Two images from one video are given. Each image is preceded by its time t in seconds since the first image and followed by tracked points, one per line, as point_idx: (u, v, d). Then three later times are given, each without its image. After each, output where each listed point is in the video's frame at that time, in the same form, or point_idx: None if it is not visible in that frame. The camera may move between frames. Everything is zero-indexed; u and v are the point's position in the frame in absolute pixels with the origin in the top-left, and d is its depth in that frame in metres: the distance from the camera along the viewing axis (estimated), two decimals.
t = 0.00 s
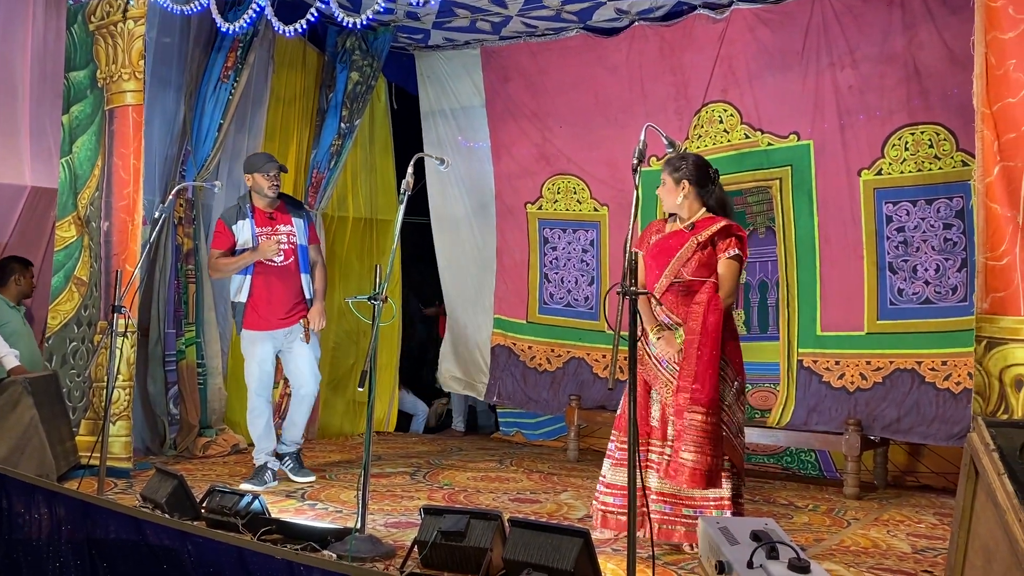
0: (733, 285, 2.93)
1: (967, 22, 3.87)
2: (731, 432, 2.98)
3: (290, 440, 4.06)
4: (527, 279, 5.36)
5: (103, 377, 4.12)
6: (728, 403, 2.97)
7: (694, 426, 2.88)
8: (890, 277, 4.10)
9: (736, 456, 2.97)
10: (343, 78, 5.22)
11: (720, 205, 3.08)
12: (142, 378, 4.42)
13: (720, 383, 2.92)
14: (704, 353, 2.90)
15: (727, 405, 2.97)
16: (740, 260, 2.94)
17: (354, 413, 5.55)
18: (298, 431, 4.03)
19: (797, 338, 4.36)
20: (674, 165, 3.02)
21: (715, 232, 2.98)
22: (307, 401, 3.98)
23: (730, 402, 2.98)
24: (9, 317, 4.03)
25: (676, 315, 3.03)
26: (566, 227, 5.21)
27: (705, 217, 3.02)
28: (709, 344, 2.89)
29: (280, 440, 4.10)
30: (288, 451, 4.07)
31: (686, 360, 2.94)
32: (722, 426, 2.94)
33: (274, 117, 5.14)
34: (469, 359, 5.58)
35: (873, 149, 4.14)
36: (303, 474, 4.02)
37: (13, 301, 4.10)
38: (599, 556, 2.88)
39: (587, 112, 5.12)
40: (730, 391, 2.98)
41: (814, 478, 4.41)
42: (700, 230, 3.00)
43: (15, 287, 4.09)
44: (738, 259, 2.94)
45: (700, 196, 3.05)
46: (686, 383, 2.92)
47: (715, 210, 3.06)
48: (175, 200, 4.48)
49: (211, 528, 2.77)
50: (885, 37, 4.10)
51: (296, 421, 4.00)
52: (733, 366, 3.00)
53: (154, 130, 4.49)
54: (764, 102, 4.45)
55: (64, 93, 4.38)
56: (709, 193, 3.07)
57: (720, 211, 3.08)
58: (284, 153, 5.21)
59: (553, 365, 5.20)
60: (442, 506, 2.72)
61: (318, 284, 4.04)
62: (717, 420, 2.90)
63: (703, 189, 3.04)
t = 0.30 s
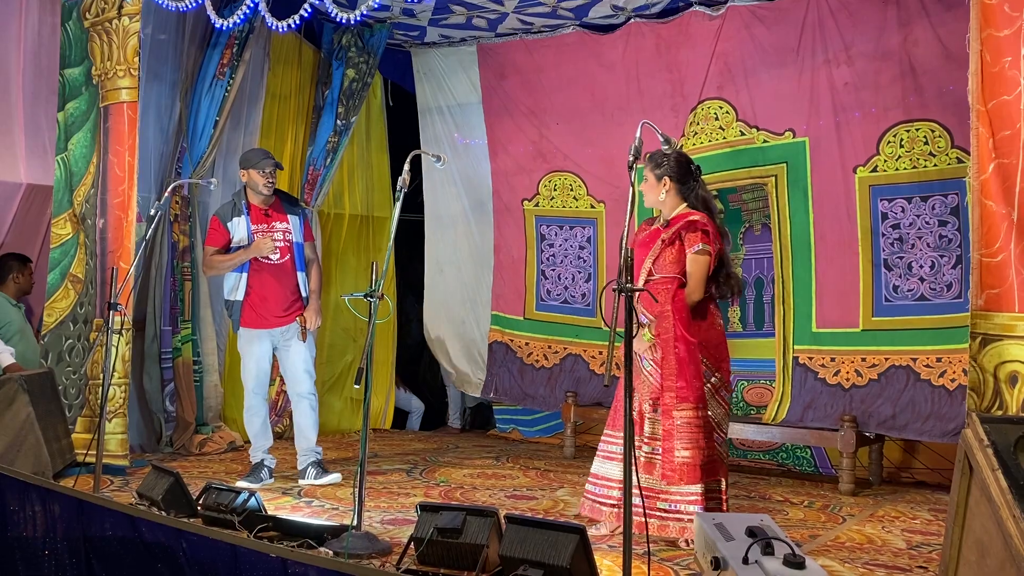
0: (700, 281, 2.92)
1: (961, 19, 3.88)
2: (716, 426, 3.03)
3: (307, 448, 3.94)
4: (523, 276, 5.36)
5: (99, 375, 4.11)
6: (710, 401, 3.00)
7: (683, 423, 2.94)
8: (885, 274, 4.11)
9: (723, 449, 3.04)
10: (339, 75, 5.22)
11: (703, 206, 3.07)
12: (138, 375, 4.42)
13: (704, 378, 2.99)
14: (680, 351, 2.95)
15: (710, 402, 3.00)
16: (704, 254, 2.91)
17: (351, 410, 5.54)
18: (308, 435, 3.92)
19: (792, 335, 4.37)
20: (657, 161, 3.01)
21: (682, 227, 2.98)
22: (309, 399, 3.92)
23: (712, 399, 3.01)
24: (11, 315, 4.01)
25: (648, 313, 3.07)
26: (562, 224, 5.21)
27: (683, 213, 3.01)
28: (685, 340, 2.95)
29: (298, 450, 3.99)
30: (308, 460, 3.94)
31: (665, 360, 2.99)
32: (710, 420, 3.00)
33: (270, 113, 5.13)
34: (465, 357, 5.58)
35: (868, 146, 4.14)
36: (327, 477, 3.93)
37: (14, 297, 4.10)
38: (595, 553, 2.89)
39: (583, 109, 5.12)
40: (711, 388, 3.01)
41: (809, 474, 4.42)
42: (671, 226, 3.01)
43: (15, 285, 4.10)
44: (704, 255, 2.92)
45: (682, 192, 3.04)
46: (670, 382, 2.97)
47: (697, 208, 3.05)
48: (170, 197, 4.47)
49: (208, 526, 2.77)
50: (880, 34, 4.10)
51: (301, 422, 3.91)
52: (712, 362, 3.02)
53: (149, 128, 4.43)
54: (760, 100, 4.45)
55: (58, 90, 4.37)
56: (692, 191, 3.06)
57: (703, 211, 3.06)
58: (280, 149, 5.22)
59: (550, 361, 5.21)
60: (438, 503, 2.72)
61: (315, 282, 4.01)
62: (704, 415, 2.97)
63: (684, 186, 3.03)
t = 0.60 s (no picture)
0: (681, 277, 2.93)
1: (957, 16, 3.88)
2: (697, 423, 3.03)
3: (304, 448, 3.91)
4: (521, 273, 5.37)
5: (95, 372, 4.10)
6: (687, 398, 3.01)
7: (640, 418, 2.97)
8: (881, 271, 4.12)
9: (697, 448, 3.04)
10: (335, 72, 5.21)
11: (692, 202, 3.09)
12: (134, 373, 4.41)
13: (667, 377, 2.99)
14: (643, 346, 2.99)
15: (688, 397, 3.01)
16: (685, 250, 2.92)
17: (349, 407, 5.55)
18: (305, 434, 3.89)
19: (788, 332, 4.38)
20: (645, 159, 3.03)
21: (666, 223, 2.99)
22: (305, 398, 3.90)
23: (687, 396, 3.01)
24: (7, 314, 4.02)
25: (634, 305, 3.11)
26: (559, 221, 5.22)
27: (672, 208, 3.03)
28: (650, 336, 2.96)
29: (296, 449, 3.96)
30: (304, 459, 3.91)
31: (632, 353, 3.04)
32: (671, 418, 3.00)
33: (266, 111, 5.13)
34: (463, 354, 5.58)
35: (864, 142, 4.15)
36: (322, 477, 3.88)
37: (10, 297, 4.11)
38: (591, 549, 2.89)
39: (579, 106, 5.12)
40: (692, 385, 3.02)
41: (806, 471, 4.43)
42: (656, 223, 3.03)
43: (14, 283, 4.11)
44: (686, 251, 2.93)
45: (670, 189, 3.06)
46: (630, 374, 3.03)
47: (686, 204, 3.07)
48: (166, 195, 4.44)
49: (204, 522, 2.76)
50: (876, 31, 4.11)
51: (298, 421, 3.89)
52: (695, 359, 3.02)
53: (145, 125, 4.43)
54: (757, 96, 4.45)
55: (53, 87, 4.36)
56: (681, 188, 3.08)
57: (693, 207, 3.08)
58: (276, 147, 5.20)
59: (548, 358, 5.21)
60: (435, 499, 2.72)
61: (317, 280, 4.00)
62: (659, 412, 2.97)
63: (673, 183, 3.05)
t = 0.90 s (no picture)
0: (672, 278, 2.93)
1: (954, 14, 3.87)
2: (690, 420, 3.04)
3: (303, 447, 3.91)
4: (519, 272, 5.37)
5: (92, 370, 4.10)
6: (679, 395, 3.03)
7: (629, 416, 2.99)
8: (879, 269, 4.12)
9: (695, 442, 3.05)
10: (333, 69, 5.23)
11: (681, 201, 3.09)
12: (131, 371, 4.40)
13: (655, 375, 3.00)
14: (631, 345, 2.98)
15: (680, 394, 3.03)
16: (676, 248, 2.92)
17: (347, 405, 5.54)
18: (305, 434, 3.90)
19: (786, 330, 4.39)
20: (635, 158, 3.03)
21: (656, 221, 2.99)
22: (308, 399, 3.89)
23: (679, 393, 3.02)
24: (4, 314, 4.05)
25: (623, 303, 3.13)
26: (557, 219, 5.22)
27: (660, 206, 3.03)
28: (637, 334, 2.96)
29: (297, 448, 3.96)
30: (303, 458, 3.91)
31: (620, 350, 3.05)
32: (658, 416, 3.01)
33: (264, 110, 5.13)
34: (462, 352, 5.58)
35: (861, 140, 4.15)
36: (321, 477, 3.87)
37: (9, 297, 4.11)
38: (589, 547, 2.89)
39: (577, 104, 5.12)
40: (684, 382, 3.03)
41: (804, 469, 4.43)
42: (646, 221, 3.03)
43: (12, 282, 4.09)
44: (676, 249, 2.92)
45: (659, 188, 3.06)
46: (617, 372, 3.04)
47: (674, 203, 3.06)
48: (163, 192, 4.46)
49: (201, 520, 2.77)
50: (873, 29, 4.11)
51: (299, 422, 3.88)
52: (687, 357, 3.03)
53: (142, 123, 4.43)
54: (754, 94, 4.45)
55: (51, 85, 4.35)
56: (670, 187, 3.08)
57: (681, 206, 3.08)
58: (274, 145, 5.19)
59: (546, 356, 5.21)
60: (433, 498, 2.72)
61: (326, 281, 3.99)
62: (644, 409, 2.98)
63: (662, 182, 3.06)
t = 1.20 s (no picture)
0: (654, 276, 2.94)
1: (954, 11, 3.87)
2: (679, 416, 3.08)
3: (304, 445, 3.91)
4: (518, 270, 5.37)
5: (91, 369, 4.10)
6: (668, 391, 3.07)
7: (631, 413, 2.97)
8: (878, 267, 4.12)
9: (688, 439, 3.09)
10: (332, 68, 5.24)
11: (662, 198, 3.10)
12: (131, 370, 4.40)
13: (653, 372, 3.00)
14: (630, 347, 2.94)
15: (668, 390, 3.07)
16: (658, 245, 2.93)
17: (347, 404, 5.54)
18: (308, 433, 3.90)
19: (786, 328, 4.39)
20: (613, 157, 3.03)
21: (636, 219, 2.99)
22: (313, 398, 3.89)
23: (667, 388, 3.07)
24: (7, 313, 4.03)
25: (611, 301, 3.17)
26: (556, 218, 5.22)
27: (640, 204, 3.05)
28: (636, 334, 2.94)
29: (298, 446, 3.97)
30: (303, 457, 3.91)
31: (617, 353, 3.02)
32: (662, 412, 3.01)
33: (264, 109, 5.13)
34: (462, 350, 5.58)
35: (861, 138, 4.15)
36: (321, 475, 3.88)
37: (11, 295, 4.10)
38: (588, 546, 2.89)
39: (576, 102, 5.12)
40: (671, 378, 3.07)
41: (803, 467, 4.44)
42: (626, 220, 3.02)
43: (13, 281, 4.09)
44: (659, 246, 2.93)
45: (639, 185, 3.08)
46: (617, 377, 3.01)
47: (654, 201, 3.09)
48: (163, 190, 4.44)
49: (201, 518, 2.77)
50: (873, 27, 4.11)
51: (301, 421, 3.88)
52: (673, 354, 3.07)
53: (141, 121, 4.43)
54: (753, 92, 4.45)
55: (49, 84, 4.34)
56: (650, 184, 3.11)
57: (662, 203, 3.10)
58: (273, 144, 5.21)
59: (545, 355, 5.21)
60: (433, 496, 2.72)
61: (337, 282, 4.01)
62: (652, 406, 2.97)
63: (642, 180, 3.09)
